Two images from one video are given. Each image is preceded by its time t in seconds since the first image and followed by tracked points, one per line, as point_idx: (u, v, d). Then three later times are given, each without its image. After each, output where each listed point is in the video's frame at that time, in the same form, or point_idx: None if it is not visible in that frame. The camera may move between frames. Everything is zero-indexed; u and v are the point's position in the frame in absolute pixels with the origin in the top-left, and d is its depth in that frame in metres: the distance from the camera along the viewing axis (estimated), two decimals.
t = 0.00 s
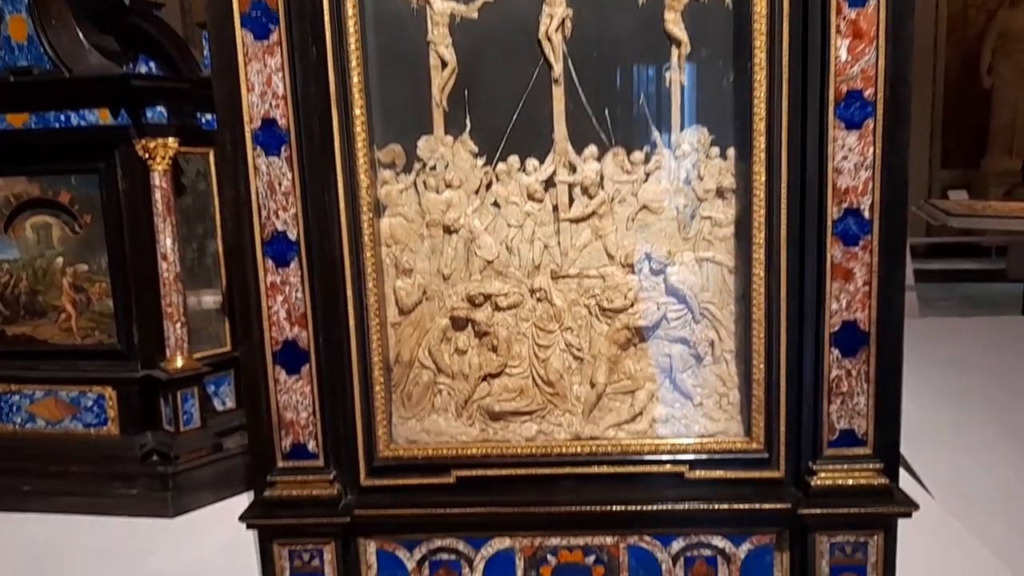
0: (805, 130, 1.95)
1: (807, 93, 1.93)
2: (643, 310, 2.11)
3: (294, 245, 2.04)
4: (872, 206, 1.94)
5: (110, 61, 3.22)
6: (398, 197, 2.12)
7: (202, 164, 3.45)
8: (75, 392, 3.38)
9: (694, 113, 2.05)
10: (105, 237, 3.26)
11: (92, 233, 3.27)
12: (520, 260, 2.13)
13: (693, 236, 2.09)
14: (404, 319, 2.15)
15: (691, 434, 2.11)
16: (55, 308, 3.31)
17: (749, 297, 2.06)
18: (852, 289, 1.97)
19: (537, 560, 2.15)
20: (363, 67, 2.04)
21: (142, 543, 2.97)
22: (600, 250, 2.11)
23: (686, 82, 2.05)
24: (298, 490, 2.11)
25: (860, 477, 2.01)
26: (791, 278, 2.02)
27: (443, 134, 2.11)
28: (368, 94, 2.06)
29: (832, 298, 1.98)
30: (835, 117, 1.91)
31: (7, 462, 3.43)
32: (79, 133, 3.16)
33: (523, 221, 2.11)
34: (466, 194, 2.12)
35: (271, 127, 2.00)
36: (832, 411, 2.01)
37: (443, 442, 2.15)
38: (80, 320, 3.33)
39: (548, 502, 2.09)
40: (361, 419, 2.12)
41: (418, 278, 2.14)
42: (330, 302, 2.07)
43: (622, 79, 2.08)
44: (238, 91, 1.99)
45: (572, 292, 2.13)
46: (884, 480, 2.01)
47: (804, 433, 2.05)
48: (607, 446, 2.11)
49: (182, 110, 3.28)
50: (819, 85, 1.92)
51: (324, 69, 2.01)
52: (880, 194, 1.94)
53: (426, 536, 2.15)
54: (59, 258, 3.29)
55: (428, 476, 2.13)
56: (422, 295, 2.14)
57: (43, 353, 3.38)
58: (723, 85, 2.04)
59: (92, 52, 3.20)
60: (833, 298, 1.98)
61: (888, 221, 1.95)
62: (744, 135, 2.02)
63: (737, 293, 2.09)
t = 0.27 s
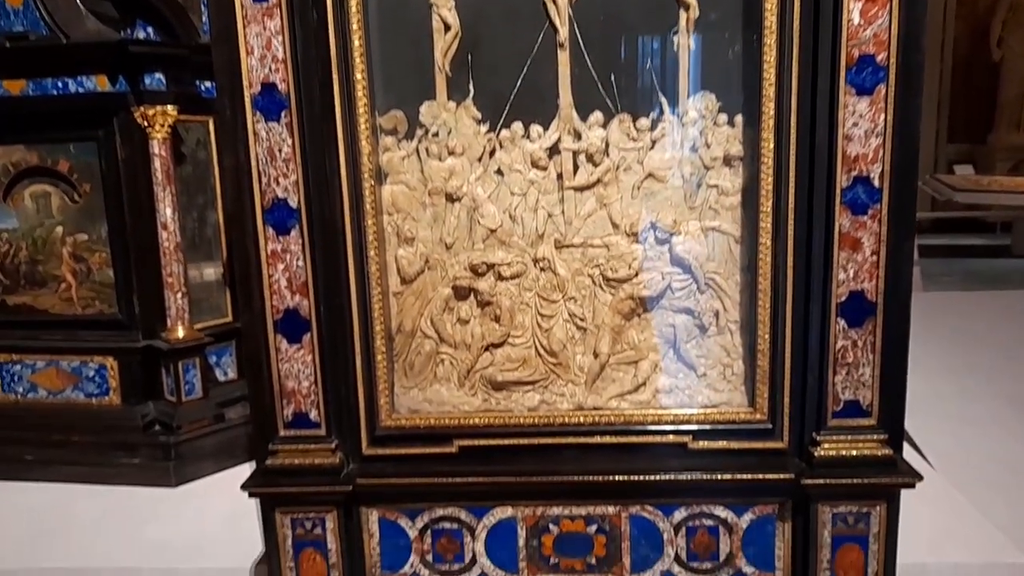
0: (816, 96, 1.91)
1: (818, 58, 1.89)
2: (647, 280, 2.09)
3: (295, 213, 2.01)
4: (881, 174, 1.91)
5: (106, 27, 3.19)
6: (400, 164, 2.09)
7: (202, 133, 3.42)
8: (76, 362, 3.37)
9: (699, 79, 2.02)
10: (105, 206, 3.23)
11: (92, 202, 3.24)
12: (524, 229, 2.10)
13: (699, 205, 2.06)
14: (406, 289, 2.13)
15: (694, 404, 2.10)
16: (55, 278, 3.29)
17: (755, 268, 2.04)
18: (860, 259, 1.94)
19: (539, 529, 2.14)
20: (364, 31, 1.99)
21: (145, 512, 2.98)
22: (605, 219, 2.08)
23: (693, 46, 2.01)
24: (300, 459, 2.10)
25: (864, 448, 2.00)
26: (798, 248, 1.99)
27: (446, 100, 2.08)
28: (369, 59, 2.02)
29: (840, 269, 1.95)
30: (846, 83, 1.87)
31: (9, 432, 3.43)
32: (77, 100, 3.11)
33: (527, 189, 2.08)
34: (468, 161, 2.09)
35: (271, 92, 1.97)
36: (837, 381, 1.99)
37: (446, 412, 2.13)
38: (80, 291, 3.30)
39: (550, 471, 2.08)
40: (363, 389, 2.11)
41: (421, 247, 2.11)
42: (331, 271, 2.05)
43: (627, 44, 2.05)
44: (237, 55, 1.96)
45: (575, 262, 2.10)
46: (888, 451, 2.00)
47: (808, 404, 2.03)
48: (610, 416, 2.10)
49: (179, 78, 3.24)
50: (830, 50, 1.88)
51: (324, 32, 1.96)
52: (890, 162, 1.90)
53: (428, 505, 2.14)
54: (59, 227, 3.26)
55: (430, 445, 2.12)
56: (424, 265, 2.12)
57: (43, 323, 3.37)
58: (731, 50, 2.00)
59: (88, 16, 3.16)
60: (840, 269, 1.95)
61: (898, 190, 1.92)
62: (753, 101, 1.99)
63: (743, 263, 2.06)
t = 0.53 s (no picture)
0: (823, 69, 1.88)
1: (827, 29, 1.85)
2: (650, 257, 2.07)
3: (295, 187, 1.99)
4: (889, 149, 1.88)
5: None
6: (401, 139, 2.06)
7: (201, 108, 3.38)
8: (76, 339, 3.36)
9: (704, 52, 1.99)
10: (103, 181, 3.21)
11: (90, 178, 3.22)
12: (526, 204, 2.07)
13: (703, 179, 2.03)
14: (407, 265, 2.11)
15: (697, 381, 2.08)
16: (54, 255, 3.29)
17: (759, 244, 2.01)
18: (866, 235, 1.92)
19: (540, 506, 2.14)
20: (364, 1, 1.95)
21: (147, 488, 2.98)
22: (608, 194, 2.06)
23: (700, 17, 1.98)
24: (300, 435, 2.09)
25: (867, 425, 1.99)
26: (804, 224, 1.96)
27: (447, 73, 2.05)
28: (369, 32, 1.98)
29: (845, 245, 1.93)
30: (854, 55, 1.84)
31: (10, 409, 3.42)
32: (74, 75, 3.08)
33: (529, 164, 2.06)
34: (470, 135, 2.06)
35: (269, 64, 1.93)
36: (842, 358, 1.98)
37: (447, 388, 2.12)
38: (79, 268, 3.29)
39: (552, 448, 2.07)
40: (365, 366, 2.09)
41: (422, 223, 2.09)
42: (331, 246, 2.03)
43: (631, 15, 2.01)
44: (234, 25, 1.92)
45: (578, 238, 2.08)
46: (891, 429, 1.99)
47: (812, 381, 2.02)
48: (612, 393, 2.08)
49: (178, 52, 3.18)
50: (839, 21, 1.84)
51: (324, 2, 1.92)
52: (899, 136, 1.87)
53: (429, 482, 2.13)
54: (57, 204, 3.25)
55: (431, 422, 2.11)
56: (426, 240, 2.10)
57: (43, 300, 3.36)
58: (738, 22, 1.96)
59: None
60: (846, 245, 1.92)
61: (905, 165, 1.89)
62: (759, 74, 1.95)
63: (748, 239, 2.04)
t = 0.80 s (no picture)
0: (829, 42, 1.84)
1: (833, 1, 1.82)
2: (652, 234, 2.04)
3: (291, 162, 1.96)
4: (895, 123, 1.85)
5: None
6: (399, 113, 2.03)
7: (196, 85, 3.35)
8: (74, 318, 3.34)
9: (709, 23, 1.94)
10: (98, 158, 3.17)
11: (85, 154, 3.18)
12: (526, 181, 2.04)
13: (706, 155, 2.00)
14: (405, 242, 2.08)
15: (698, 360, 2.06)
16: (49, 233, 3.26)
17: (763, 221, 1.99)
18: (870, 212, 1.89)
19: (541, 485, 2.12)
20: None
21: (145, 467, 2.97)
22: (609, 170, 2.03)
23: None
24: (299, 414, 2.07)
25: (869, 404, 1.97)
26: (808, 200, 1.94)
27: (446, 46, 2.01)
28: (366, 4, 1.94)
29: (850, 222, 1.90)
30: (861, 28, 1.80)
31: (7, 388, 3.40)
32: (66, 49, 3.04)
33: (529, 139, 2.03)
34: (469, 110, 2.02)
35: (264, 36, 1.90)
36: (844, 336, 1.96)
37: (447, 367, 2.11)
38: (76, 247, 3.27)
39: (552, 427, 2.05)
40: (363, 344, 2.07)
41: (421, 199, 2.06)
42: (328, 222, 2.00)
43: None
44: None
45: (579, 215, 2.05)
46: (894, 407, 1.97)
47: (814, 359, 2.00)
48: (612, 371, 2.07)
49: (172, 26, 3.15)
50: None
51: None
52: (905, 111, 1.84)
53: (429, 461, 2.12)
54: (52, 181, 3.22)
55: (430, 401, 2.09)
56: (425, 217, 2.07)
57: (39, 279, 3.33)
58: None
59: None
60: (850, 221, 1.90)
61: (911, 140, 1.86)
62: (763, 47, 1.92)
63: (751, 217, 2.02)
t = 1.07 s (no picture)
0: (832, 36, 1.83)
1: None
2: (654, 230, 2.02)
3: (291, 157, 1.94)
4: (899, 118, 1.83)
5: None
6: (400, 108, 2.01)
7: (196, 80, 3.33)
8: (73, 315, 3.33)
9: (710, 16, 1.93)
10: (98, 154, 3.16)
11: (84, 150, 3.17)
12: (528, 176, 2.03)
13: (708, 150, 1.99)
14: (406, 238, 2.07)
15: (700, 357, 2.05)
16: (49, 229, 3.24)
17: (766, 217, 1.97)
18: (874, 208, 1.88)
19: (542, 483, 2.11)
20: None
21: (144, 464, 2.96)
22: (611, 166, 2.02)
23: None
24: (300, 411, 2.06)
25: (873, 401, 1.96)
26: (811, 195, 1.92)
27: (446, 41, 1.99)
28: None
29: (853, 217, 1.89)
30: (865, 22, 1.79)
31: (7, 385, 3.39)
32: (65, 45, 3.02)
33: (531, 134, 2.01)
34: (470, 105, 2.01)
35: (263, 30, 1.88)
36: (848, 333, 1.94)
37: (447, 364, 2.10)
38: (75, 243, 3.26)
39: (553, 425, 2.04)
40: (364, 340, 2.06)
41: (422, 195, 2.05)
42: (329, 218, 1.99)
43: None
44: None
45: (580, 212, 2.03)
46: (897, 404, 1.96)
47: (817, 356, 1.98)
48: (614, 368, 2.05)
49: (171, 21, 3.15)
50: None
51: None
52: (909, 105, 1.82)
53: (430, 459, 2.11)
54: (51, 177, 3.21)
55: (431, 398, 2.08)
56: (426, 213, 2.06)
57: (39, 276, 3.32)
58: None
59: None
60: (854, 217, 1.89)
61: (915, 135, 1.84)
62: (766, 41, 1.91)
63: (754, 213, 2.00)
